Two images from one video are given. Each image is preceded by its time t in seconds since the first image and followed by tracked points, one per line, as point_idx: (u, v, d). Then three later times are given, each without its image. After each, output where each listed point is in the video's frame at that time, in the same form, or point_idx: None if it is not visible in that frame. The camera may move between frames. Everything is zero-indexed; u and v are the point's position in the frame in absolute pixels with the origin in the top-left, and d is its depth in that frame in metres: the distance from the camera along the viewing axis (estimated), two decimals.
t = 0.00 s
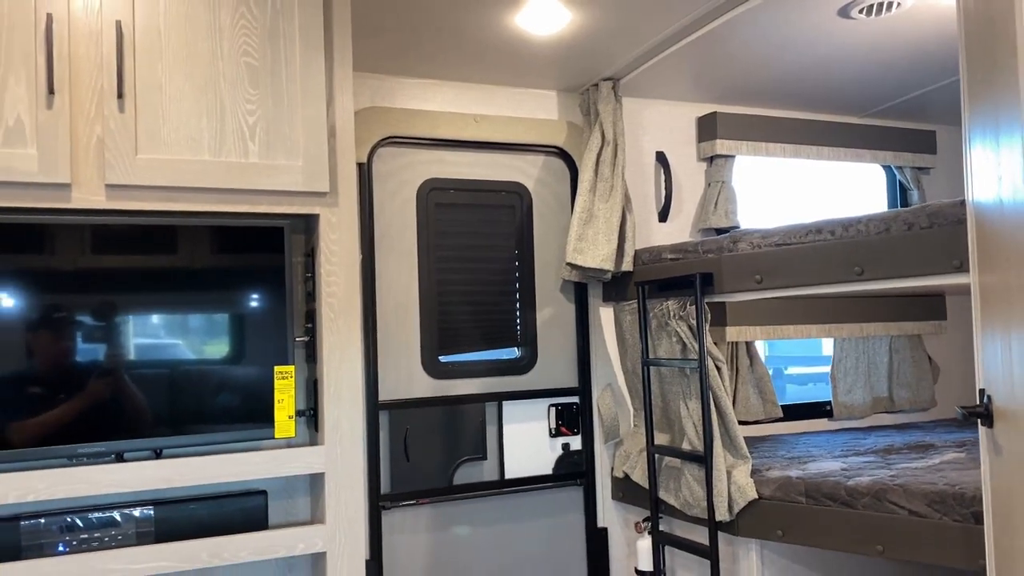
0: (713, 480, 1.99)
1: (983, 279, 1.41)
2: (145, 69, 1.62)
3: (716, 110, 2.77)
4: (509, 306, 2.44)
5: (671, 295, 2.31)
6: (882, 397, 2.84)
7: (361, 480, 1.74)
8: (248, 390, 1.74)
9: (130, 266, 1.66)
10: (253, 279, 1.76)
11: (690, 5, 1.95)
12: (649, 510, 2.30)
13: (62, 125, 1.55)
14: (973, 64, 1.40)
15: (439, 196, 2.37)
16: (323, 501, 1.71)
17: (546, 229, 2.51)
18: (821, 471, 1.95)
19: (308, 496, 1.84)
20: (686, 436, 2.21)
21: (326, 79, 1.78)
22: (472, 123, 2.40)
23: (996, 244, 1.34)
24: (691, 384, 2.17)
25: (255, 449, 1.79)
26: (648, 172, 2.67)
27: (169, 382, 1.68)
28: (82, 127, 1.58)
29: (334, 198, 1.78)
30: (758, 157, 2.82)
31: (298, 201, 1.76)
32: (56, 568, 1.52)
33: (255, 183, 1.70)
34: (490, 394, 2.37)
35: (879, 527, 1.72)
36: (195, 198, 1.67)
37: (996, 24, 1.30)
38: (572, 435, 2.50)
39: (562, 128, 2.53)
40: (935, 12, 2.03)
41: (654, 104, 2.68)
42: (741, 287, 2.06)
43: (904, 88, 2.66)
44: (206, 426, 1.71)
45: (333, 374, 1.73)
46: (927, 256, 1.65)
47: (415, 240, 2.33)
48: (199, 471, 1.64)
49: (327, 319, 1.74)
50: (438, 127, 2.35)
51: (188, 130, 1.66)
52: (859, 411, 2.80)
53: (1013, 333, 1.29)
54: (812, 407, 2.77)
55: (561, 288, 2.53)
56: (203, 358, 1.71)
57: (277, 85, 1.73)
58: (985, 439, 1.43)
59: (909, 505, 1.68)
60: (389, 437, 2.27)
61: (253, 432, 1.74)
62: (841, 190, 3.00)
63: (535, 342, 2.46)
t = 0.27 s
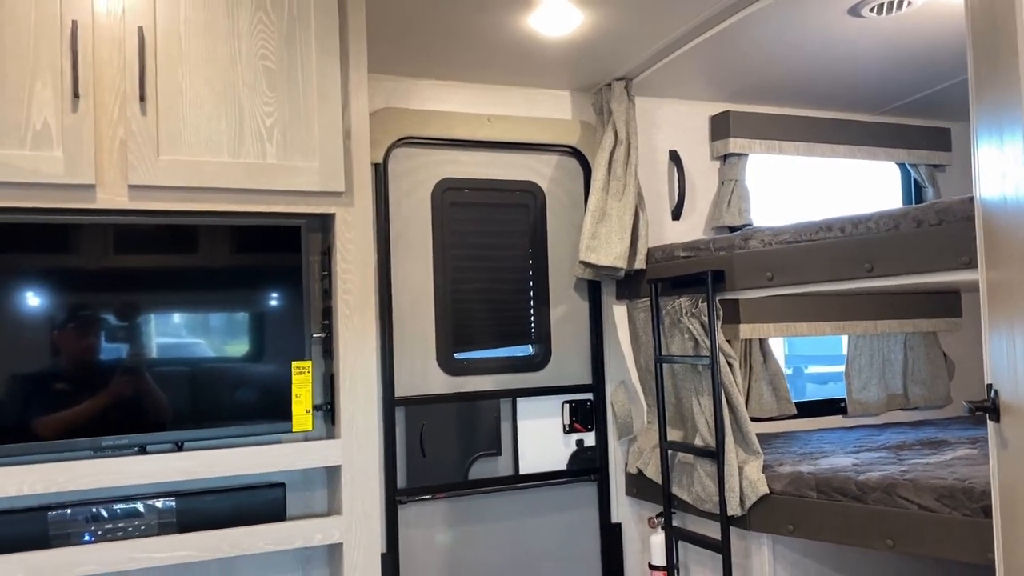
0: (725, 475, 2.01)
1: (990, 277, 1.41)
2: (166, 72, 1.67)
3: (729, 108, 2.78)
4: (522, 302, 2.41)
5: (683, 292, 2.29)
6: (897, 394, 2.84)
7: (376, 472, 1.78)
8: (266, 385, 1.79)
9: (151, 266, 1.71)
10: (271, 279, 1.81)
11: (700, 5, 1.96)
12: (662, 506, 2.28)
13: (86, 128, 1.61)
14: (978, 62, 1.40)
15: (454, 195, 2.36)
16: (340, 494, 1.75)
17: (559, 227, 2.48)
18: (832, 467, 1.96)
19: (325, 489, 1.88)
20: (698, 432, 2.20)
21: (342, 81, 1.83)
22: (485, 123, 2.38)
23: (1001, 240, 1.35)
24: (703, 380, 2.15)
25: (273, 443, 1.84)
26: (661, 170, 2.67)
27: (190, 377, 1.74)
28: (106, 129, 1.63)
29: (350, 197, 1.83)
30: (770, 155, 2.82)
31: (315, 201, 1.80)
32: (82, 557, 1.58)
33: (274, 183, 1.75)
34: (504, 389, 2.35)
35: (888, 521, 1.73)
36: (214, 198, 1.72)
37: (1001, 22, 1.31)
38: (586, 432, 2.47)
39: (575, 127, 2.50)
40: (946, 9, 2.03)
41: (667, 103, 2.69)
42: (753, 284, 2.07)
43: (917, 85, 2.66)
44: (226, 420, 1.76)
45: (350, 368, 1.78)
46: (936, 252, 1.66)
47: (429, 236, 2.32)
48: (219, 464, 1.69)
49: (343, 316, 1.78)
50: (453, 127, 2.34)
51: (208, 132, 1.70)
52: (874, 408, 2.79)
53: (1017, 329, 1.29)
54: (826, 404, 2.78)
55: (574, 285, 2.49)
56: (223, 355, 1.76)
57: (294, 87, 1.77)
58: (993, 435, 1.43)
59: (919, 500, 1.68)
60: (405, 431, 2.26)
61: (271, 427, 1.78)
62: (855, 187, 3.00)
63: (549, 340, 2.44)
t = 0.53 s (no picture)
0: (749, 470, 2.01)
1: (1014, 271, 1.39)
2: (197, 74, 1.72)
3: (752, 104, 2.77)
4: (546, 297, 2.38)
5: (707, 288, 2.27)
6: (924, 390, 2.83)
7: (402, 464, 1.81)
8: (295, 378, 1.84)
9: (183, 264, 1.77)
10: (300, 276, 1.86)
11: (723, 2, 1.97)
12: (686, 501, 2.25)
13: (120, 128, 1.67)
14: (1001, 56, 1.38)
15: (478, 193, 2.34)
16: (367, 485, 1.79)
17: (582, 223, 2.44)
18: (856, 462, 1.96)
19: (352, 480, 1.92)
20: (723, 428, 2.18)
21: (368, 81, 1.87)
22: (509, 121, 2.36)
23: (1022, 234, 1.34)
24: (727, 375, 2.14)
25: (301, 435, 1.88)
26: (685, 166, 2.66)
27: (220, 372, 1.78)
28: (140, 130, 1.69)
29: (375, 195, 1.86)
30: (794, 151, 2.81)
31: (341, 199, 1.84)
32: (118, 544, 1.63)
33: (302, 181, 1.79)
34: (530, 385, 2.32)
35: (912, 516, 1.72)
36: (243, 196, 1.77)
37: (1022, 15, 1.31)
38: (610, 428, 2.42)
39: (598, 123, 2.47)
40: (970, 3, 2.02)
41: (691, 99, 2.69)
42: (775, 279, 2.07)
43: (943, 79, 2.63)
44: (255, 412, 1.80)
45: (375, 361, 1.81)
46: (960, 247, 1.65)
47: (451, 231, 2.29)
48: (249, 455, 1.74)
49: (369, 312, 1.82)
50: (477, 127, 2.32)
51: (238, 131, 1.75)
52: (900, 404, 2.79)
53: None
54: (852, 400, 2.76)
55: (598, 281, 2.45)
56: (254, 351, 1.81)
57: (322, 88, 1.82)
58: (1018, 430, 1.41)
59: (943, 494, 1.68)
60: (430, 426, 2.24)
61: (299, 419, 1.83)
62: (880, 182, 2.97)
63: (573, 335, 2.40)
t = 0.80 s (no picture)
0: (782, 463, 2.00)
1: None
2: (237, 72, 1.77)
3: (787, 97, 2.74)
4: (579, 291, 2.36)
5: (741, 282, 2.26)
6: (963, 385, 2.79)
7: (437, 454, 1.84)
8: (332, 370, 1.88)
9: (221, 259, 1.81)
10: (336, 271, 1.89)
11: None
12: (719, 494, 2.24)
13: (163, 126, 1.72)
14: None
15: (511, 187, 2.33)
16: (402, 475, 1.83)
17: (615, 217, 2.42)
18: (891, 456, 1.94)
19: (388, 470, 1.95)
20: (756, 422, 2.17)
21: (402, 78, 1.90)
22: (542, 116, 2.35)
23: None
24: (761, 369, 2.13)
25: (338, 425, 1.92)
26: (719, 159, 2.65)
27: (260, 364, 1.83)
28: (182, 127, 1.74)
29: (409, 189, 1.89)
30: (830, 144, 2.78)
31: (376, 194, 1.87)
32: (163, 531, 1.68)
33: (338, 177, 1.83)
34: (564, 378, 2.31)
35: (948, 511, 1.70)
36: (280, 192, 1.81)
37: None
38: (644, 421, 2.40)
39: (631, 117, 2.45)
40: None
41: (725, 92, 2.66)
42: (810, 272, 2.05)
43: (983, 70, 2.58)
44: (294, 403, 1.85)
45: (411, 353, 1.85)
46: (998, 240, 1.62)
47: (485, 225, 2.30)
48: (288, 444, 1.78)
49: (404, 305, 1.85)
50: (510, 122, 2.32)
51: (276, 128, 1.79)
52: (939, 399, 2.74)
53: None
54: (889, 395, 2.73)
55: (632, 275, 2.43)
56: (291, 344, 1.85)
57: (358, 85, 1.85)
58: None
59: (980, 489, 1.66)
60: (464, 419, 2.24)
61: (335, 410, 1.87)
62: (918, 175, 2.92)
63: (606, 330, 2.37)
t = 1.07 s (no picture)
0: (817, 455, 1.99)
1: None
2: (276, 66, 1.80)
3: (823, 87, 2.70)
4: (613, 283, 2.35)
5: (776, 273, 2.24)
6: (1002, 377, 2.75)
7: (471, 442, 1.87)
8: (368, 359, 1.91)
9: (259, 252, 1.84)
10: (372, 263, 1.92)
11: None
12: (753, 485, 2.23)
13: (205, 119, 1.76)
14: None
15: (545, 179, 2.32)
16: (437, 462, 1.85)
17: (649, 208, 2.39)
18: (928, 448, 1.92)
19: (423, 457, 1.98)
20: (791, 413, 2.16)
21: (437, 71, 1.92)
22: (576, 107, 2.34)
23: None
24: (796, 360, 2.11)
25: (374, 413, 1.96)
26: (754, 150, 2.62)
27: (297, 354, 1.87)
28: (222, 120, 1.78)
29: (444, 180, 1.91)
30: (867, 134, 2.74)
31: (412, 185, 1.90)
32: (205, 515, 1.72)
33: (375, 169, 1.85)
34: (593, 371, 2.30)
35: (986, 503, 1.68)
36: (317, 184, 1.84)
37: None
38: (677, 413, 2.38)
39: (665, 108, 2.43)
40: None
41: (760, 82, 2.64)
42: (846, 263, 2.03)
43: None
44: (332, 390, 1.88)
45: (446, 342, 1.87)
46: None
47: (519, 216, 2.29)
48: (326, 431, 1.82)
49: (439, 295, 1.88)
50: (544, 114, 2.31)
51: (314, 121, 1.82)
52: (978, 391, 2.70)
53: None
54: (928, 388, 2.69)
55: (666, 266, 2.41)
56: (327, 335, 1.89)
57: (393, 77, 1.87)
58: None
59: (1021, 481, 1.63)
60: (498, 409, 2.24)
61: (372, 398, 1.90)
62: (958, 165, 2.87)
63: (639, 320, 2.37)
